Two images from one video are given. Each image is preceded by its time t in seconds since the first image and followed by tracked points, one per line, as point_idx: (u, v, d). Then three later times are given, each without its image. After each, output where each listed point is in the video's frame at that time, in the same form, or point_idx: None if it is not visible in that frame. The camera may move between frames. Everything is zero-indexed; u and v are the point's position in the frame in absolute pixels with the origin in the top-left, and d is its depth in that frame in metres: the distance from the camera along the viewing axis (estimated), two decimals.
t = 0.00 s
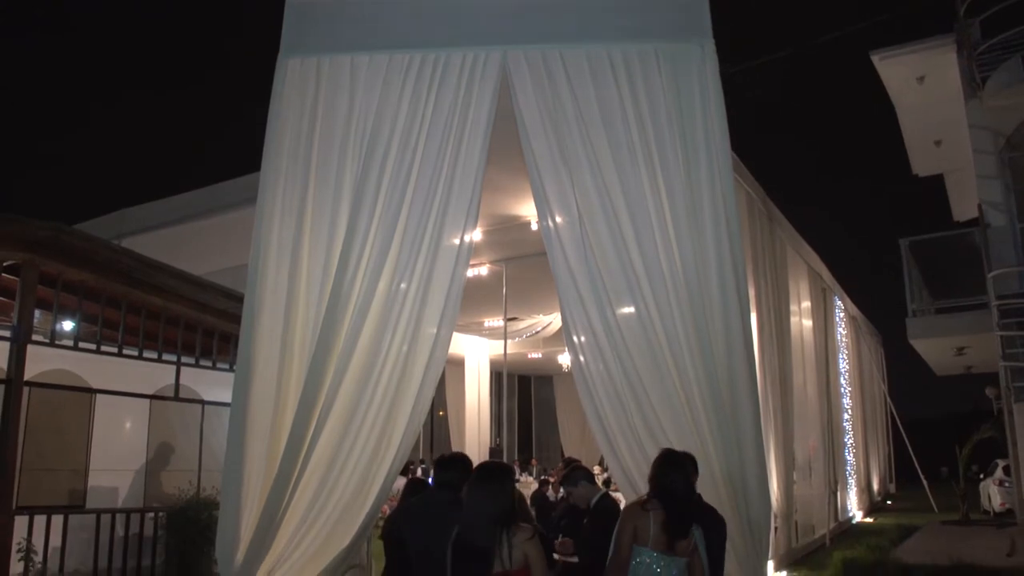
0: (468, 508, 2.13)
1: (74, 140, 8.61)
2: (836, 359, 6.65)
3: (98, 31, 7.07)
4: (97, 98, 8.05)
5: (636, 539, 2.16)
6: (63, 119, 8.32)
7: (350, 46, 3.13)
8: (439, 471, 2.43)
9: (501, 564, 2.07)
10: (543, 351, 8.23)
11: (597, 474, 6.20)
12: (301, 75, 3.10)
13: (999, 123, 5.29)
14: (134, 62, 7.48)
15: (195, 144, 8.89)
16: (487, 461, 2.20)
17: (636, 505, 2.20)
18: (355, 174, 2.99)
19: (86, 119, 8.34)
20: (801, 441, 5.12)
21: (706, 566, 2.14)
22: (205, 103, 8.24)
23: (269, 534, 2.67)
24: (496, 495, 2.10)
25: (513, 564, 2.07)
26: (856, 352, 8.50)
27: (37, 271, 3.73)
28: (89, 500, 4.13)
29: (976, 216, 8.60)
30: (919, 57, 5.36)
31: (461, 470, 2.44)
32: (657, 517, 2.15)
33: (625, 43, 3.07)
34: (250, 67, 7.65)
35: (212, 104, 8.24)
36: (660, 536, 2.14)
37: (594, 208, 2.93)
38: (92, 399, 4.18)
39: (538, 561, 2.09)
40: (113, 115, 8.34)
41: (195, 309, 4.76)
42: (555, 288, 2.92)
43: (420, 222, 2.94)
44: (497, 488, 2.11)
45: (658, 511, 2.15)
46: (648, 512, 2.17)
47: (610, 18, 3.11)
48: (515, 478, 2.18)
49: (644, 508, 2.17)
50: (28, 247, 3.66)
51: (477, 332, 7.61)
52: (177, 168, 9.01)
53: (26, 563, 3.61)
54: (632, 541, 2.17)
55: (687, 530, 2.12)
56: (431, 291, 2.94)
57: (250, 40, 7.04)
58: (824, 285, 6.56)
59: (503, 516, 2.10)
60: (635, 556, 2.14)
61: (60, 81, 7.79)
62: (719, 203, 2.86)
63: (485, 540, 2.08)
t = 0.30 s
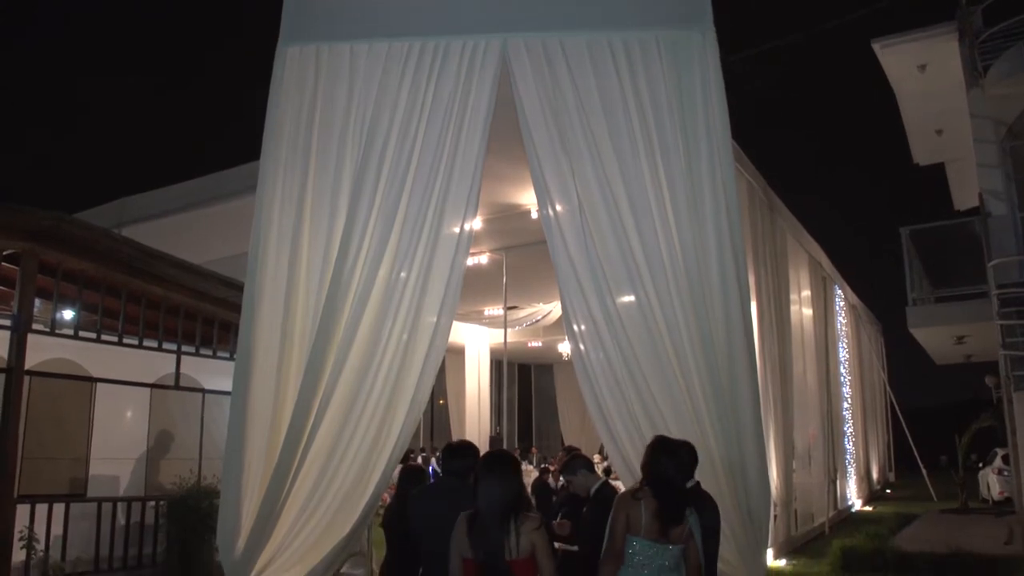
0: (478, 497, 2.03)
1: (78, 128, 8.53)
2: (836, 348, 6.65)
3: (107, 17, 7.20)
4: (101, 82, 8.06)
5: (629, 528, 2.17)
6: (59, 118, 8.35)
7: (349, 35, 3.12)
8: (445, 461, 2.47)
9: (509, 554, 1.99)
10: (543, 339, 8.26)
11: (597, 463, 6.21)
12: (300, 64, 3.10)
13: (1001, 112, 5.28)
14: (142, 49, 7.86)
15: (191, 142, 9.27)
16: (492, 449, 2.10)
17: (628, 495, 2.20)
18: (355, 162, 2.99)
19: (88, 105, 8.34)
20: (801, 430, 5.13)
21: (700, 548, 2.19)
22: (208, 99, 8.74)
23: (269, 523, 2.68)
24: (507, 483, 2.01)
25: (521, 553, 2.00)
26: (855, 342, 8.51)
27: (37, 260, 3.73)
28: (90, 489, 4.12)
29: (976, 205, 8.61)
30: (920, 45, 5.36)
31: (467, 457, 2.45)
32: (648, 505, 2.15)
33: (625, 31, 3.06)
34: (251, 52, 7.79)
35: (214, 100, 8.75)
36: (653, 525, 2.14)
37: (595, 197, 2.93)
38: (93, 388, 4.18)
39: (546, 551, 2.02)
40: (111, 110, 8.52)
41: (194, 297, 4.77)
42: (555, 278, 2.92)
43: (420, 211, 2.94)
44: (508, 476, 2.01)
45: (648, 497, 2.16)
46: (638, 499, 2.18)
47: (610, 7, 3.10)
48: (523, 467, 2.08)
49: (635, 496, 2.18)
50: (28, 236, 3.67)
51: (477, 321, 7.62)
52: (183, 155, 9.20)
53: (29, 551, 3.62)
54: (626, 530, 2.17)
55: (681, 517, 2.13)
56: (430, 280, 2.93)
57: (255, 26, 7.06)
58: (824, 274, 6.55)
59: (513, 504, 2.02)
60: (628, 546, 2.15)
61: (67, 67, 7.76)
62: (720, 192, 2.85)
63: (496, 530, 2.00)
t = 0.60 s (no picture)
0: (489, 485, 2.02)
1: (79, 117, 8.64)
2: (835, 337, 6.67)
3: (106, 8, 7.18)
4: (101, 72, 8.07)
5: (624, 519, 2.18)
6: (59, 116, 8.57)
7: (349, 23, 3.11)
8: (450, 449, 2.41)
9: (515, 543, 1.99)
10: (542, 328, 8.30)
11: (597, 451, 6.23)
12: (299, 52, 3.09)
13: (1003, 101, 5.26)
14: (142, 46, 7.87)
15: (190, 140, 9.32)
16: (498, 438, 2.09)
17: (623, 485, 2.19)
18: (354, 151, 2.98)
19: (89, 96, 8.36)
20: (802, 419, 5.15)
21: (694, 535, 2.20)
22: (208, 97, 8.76)
23: (270, 511, 2.69)
24: (518, 471, 2.00)
25: (526, 543, 2.00)
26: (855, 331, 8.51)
27: (36, 250, 3.74)
28: (91, 478, 4.14)
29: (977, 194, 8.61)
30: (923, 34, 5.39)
31: (473, 445, 2.42)
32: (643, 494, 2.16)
33: (626, 19, 3.04)
34: (250, 52, 7.79)
35: (215, 98, 8.75)
36: (647, 514, 2.15)
37: (595, 186, 2.92)
38: (93, 377, 4.19)
39: (552, 540, 2.02)
40: (110, 111, 8.68)
41: (193, 286, 4.78)
42: (555, 267, 2.92)
43: (420, 200, 2.93)
44: (520, 465, 2.01)
45: (643, 488, 2.16)
46: (634, 491, 2.17)
47: None
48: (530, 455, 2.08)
49: (631, 487, 2.18)
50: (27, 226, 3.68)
51: (477, 310, 7.63)
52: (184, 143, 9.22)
53: (30, 540, 3.59)
54: (620, 521, 2.18)
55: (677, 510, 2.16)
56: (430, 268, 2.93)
57: (254, 17, 7.05)
58: (824, 263, 6.55)
59: (522, 492, 2.01)
60: (624, 537, 2.17)
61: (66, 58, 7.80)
62: (719, 180, 2.85)
63: (505, 517, 1.98)
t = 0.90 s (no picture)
0: (497, 474, 2.01)
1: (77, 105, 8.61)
2: (835, 326, 6.68)
3: None
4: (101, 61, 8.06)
5: (623, 509, 2.16)
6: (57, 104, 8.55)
7: (348, 11, 3.09)
8: (450, 437, 2.43)
9: (522, 531, 2.00)
10: (542, 317, 8.32)
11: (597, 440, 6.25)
12: (298, 40, 3.07)
13: (1004, 90, 5.25)
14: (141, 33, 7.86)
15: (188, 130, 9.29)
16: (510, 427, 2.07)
17: (625, 477, 2.16)
18: (354, 139, 2.97)
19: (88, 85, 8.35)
20: (802, 408, 5.16)
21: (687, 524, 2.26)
22: (209, 94, 8.74)
23: (270, 500, 2.70)
24: (528, 460, 2.01)
25: (533, 531, 2.01)
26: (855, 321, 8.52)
27: (36, 240, 3.74)
28: (91, 467, 4.17)
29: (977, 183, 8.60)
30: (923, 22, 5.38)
31: (473, 433, 2.42)
32: (657, 487, 2.17)
33: (627, 7, 3.02)
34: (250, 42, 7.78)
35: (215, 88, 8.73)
36: (649, 505, 2.16)
37: (594, 174, 2.91)
38: (94, 365, 4.22)
39: (559, 530, 2.03)
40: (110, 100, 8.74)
41: (193, 276, 4.77)
42: (555, 256, 2.92)
43: (420, 188, 2.93)
44: (530, 453, 2.02)
45: (654, 481, 2.17)
46: (639, 483, 2.15)
47: None
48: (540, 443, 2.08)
49: (639, 479, 2.15)
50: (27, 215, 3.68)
51: (477, 299, 7.64)
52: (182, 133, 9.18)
53: (32, 529, 3.60)
54: (618, 511, 2.15)
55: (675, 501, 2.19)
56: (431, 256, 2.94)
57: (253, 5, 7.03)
58: (824, 252, 6.54)
59: (532, 483, 2.02)
60: (622, 526, 2.16)
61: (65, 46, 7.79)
62: (720, 168, 2.85)
63: (514, 506, 1.99)
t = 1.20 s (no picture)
0: (500, 463, 2.01)
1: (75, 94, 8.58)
2: (835, 315, 6.69)
3: None
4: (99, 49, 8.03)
5: (620, 497, 2.16)
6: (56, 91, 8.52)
7: None
8: (450, 425, 2.43)
9: (528, 520, 2.01)
10: (542, 306, 8.33)
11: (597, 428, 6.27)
12: (297, 29, 3.07)
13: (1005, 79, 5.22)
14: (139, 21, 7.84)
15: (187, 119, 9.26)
16: (516, 415, 2.05)
17: (622, 468, 2.16)
18: (354, 127, 2.96)
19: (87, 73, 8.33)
20: (802, 397, 5.18)
21: (683, 512, 2.26)
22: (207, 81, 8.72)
23: (270, 490, 2.70)
24: (531, 450, 1.99)
25: (539, 520, 2.02)
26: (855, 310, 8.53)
27: (36, 229, 3.75)
28: (93, 456, 4.18)
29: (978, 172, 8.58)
30: (924, 10, 5.33)
31: (473, 422, 2.43)
32: (654, 476, 2.17)
33: None
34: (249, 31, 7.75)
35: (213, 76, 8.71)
36: (646, 496, 2.17)
37: (595, 163, 2.91)
38: (94, 354, 4.21)
39: (563, 520, 2.04)
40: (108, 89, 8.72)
41: (193, 264, 4.77)
42: (555, 245, 2.92)
43: (420, 177, 2.92)
44: (531, 443, 1.99)
45: (652, 470, 2.17)
46: (636, 472, 2.16)
47: None
48: (542, 430, 2.07)
49: (635, 468, 2.16)
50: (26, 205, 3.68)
51: (477, 288, 7.64)
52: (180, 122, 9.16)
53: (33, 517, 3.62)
54: (616, 499, 2.16)
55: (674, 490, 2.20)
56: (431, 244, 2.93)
57: None
58: (824, 242, 6.54)
59: (536, 473, 2.02)
60: (619, 516, 2.17)
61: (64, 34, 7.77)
62: (720, 157, 2.84)
63: (516, 497, 2.00)
